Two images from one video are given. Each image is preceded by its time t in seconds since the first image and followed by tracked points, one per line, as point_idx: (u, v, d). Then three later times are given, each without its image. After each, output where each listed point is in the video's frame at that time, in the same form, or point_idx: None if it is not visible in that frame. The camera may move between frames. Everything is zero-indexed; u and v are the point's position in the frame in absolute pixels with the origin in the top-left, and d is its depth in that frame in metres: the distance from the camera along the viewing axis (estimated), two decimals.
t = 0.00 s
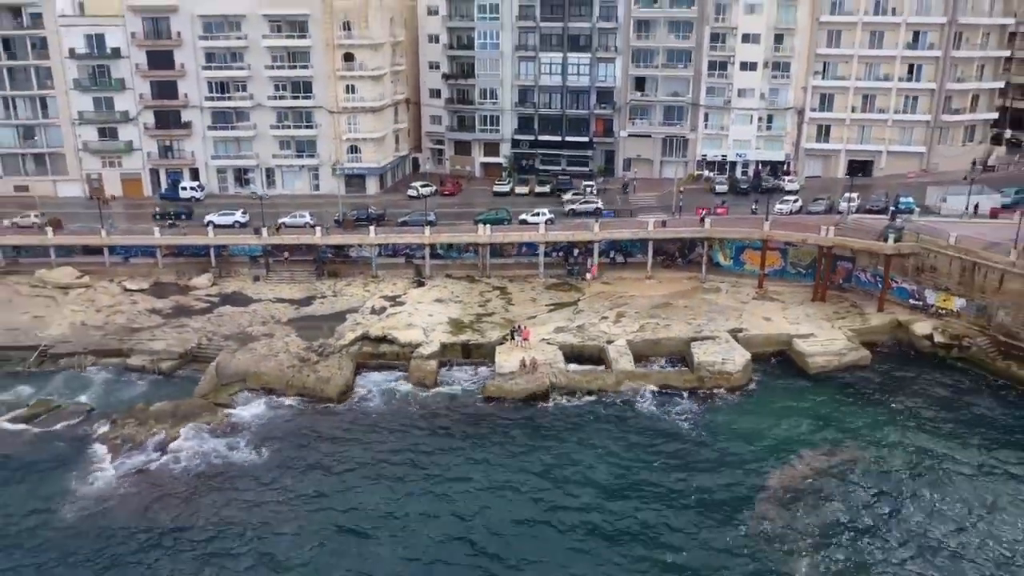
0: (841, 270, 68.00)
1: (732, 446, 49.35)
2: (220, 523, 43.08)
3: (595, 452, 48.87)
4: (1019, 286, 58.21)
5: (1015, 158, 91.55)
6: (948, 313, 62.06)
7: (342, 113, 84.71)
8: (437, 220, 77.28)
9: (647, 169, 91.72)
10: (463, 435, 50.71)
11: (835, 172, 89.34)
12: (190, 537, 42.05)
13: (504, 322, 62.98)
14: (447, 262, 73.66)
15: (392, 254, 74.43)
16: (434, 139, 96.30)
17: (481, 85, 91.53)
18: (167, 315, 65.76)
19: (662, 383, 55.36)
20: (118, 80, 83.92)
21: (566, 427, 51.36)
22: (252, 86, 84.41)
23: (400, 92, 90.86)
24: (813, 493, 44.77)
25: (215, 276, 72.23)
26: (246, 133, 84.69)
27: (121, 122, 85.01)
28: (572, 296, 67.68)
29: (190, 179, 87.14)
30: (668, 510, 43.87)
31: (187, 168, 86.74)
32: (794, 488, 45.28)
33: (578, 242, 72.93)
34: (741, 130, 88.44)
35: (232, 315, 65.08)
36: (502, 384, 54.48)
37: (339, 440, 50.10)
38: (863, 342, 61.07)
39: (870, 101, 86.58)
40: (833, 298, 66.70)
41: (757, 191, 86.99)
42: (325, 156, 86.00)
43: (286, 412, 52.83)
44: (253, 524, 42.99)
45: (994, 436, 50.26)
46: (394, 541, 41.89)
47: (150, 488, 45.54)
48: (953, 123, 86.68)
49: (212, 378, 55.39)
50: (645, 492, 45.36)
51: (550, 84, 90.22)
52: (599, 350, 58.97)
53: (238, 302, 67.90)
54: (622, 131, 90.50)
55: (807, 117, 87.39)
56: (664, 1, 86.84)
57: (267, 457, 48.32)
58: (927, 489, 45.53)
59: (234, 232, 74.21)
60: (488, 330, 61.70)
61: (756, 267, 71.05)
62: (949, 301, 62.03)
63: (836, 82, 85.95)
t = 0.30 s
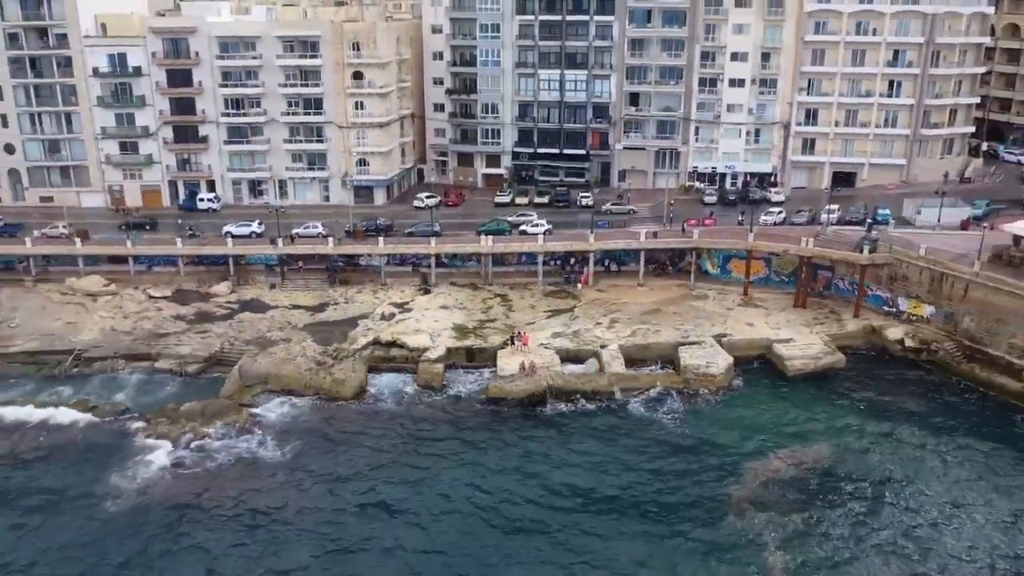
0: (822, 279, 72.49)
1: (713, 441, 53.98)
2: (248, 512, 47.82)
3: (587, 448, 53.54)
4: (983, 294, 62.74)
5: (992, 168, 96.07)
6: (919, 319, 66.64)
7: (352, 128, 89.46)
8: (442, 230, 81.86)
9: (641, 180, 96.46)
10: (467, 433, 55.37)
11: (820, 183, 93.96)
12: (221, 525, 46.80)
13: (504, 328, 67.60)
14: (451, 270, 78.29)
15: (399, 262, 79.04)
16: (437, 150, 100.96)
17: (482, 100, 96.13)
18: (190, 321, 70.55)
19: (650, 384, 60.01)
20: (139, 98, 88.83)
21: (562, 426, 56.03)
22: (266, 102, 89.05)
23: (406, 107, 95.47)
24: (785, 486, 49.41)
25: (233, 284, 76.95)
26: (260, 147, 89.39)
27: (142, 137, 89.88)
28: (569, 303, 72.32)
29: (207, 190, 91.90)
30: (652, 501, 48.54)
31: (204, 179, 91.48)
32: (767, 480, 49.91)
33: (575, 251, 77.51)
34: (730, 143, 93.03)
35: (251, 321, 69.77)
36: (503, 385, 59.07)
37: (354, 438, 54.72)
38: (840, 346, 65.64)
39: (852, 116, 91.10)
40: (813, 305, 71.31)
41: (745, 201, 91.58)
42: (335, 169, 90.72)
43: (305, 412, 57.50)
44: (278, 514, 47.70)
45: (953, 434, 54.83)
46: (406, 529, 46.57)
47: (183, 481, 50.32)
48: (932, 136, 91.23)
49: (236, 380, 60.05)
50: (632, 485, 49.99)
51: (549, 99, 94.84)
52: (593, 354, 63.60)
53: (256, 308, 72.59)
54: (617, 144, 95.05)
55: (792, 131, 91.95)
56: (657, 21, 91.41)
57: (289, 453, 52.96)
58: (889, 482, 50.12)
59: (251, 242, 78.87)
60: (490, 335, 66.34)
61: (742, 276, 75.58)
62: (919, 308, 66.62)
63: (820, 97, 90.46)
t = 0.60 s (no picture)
0: (807, 286, 76.99)
1: (701, 439, 58.59)
2: (274, 502, 52.55)
3: (585, 445, 58.17)
4: (955, 302, 67.28)
5: (975, 180, 100.41)
6: (897, 325, 71.21)
7: (364, 141, 94.23)
8: (450, 239, 86.52)
9: (639, 191, 101.07)
10: (474, 430, 60.03)
11: (810, 193, 98.41)
12: (250, 513, 51.56)
13: (509, 333, 72.28)
14: (459, 277, 82.97)
15: (410, 270, 83.75)
16: (445, 161, 105.68)
17: (487, 114, 100.80)
18: (215, 326, 75.46)
19: (644, 386, 64.67)
20: (162, 113, 93.86)
21: (562, 424, 60.70)
22: (282, 116, 93.83)
23: (415, 120, 100.15)
24: (764, 479, 54.00)
25: (253, 291, 81.79)
26: (277, 159, 94.21)
27: (165, 150, 94.86)
28: (570, 308, 77.00)
29: (226, 200, 96.81)
30: (643, 493, 53.16)
31: (223, 190, 96.39)
32: (749, 474, 54.49)
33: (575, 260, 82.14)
34: (724, 155, 97.52)
35: (271, 326, 74.58)
36: (508, 387, 63.74)
37: (370, 436, 59.40)
38: (822, 350, 70.16)
39: (840, 130, 95.53)
40: (799, 311, 75.89)
41: (738, 211, 96.10)
42: (347, 180, 95.50)
43: (324, 411, 62.23)
44: (302, 503, 52.42)
45: (923, 432, 59.34)
46: (418, 518, 51.26)
47: (215, 474, 55.10)
48: (916, 149, 95.57)
49: (260, 381, 64.78)
50: (626, 478, 54.63)
51: (551, 113, 99.48)
52: (591, 357, 68.23)
53: (276, 314, 77.40)
54: (616, 156, 99.64)
55: (782, 144, 96.43)
56: (654, 40, 95.93)
57: (311, 450, 57.64)
58: (861, 476, 54.68)
59: (269, 251, 83.66)
60: (495, 339, 71.03)
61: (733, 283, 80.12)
62: (897, 314, 71.17)
63: (809, 112, 94.94)
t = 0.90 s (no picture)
0: (816, 295, 80.91)
1: (710, 438, 62.93)
2: (316, 491, 57.63)
3: (602, 443, 62.73)
4: (955, 313, 71.07)
5: (984, 193, 103.77)
6: (900, 333, 75.14)
7: (395, 154, 99.32)
8: (476, 247, 91.30)
9: (657, 201, 105.42)
10: (500, 428, 64.72)
11: (822, 205, 102.20)
12: (294, 500, 56.62)
13: (532, 337, 76.96)
14: (485, 283, 87.71)
15: (438, 277, 88.62)
16: (471, 171, 110.59)
17: (512, 127, 105.53)
18: (257, 328, 80.86)
19: (659, 389, 69.13)
20: (206, 126, 99.51)
21: (581, 423, 65.27)
22: (318, 130, 99.11)
23: (443, 133, 105.06)
24: (767, 476, 58.30)
25: (292, 295, 87.13)
26: (313, 170, 99.57)
27: (208, 161, 100.55)
28: (590, 315, 81.59)
29: (265, 209, 102.34)
30: (655, 487, 57.62)
31: (262, 199, 101.93)
32: (753, 472, 58.77)
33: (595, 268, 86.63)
34: (740, 168, 101.54)
35: (310, 329, 79.81)
36: (531, 388, 68.44)
37: (403, 433, 64.24)
38: (828, 356, 74.21)
39: (852, 144, 99.27)
40: (808, 319, 79.97)
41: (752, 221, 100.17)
42: (379, 190, 100.64)
43: (361, 410, 67.21)
44: (341, 493, 57.35)
45: (920, 435, 63.23)
46: (447, 508, 56.00)
47: (261, 465, 60.29)
48: (926, 163, 99.02)
49: (301, 380, 69.92)
50: (639, 473, 59.14)
51: (573, 127, 104.02)
52: (609, 361, 72.75)
53: (313, 317, 82.64)
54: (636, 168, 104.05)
55: (796, 158, 100.34)
56: (672, 57, 100.18)
57: (349, 445, 62.57)
58: (859, 475, 58.71)
59: (307, 258, 88.91)
60: (519, 343, 75.75)
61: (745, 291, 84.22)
62: (900, 323, 75.13)
63: (821, 127, 98.76)
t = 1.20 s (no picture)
0: (840, 304, 84.50)
1: (733, 439, 67.19)
2: (367, 480, 62.84)
3: (631, 441, 67.30)
4: (972, 325, 74.39)
5: (1010, 206, 106.40)
6: (920, 343, 78.57)
7: (439, 164, 104.62)
8: (515, 255, 96.16)
9: (689, 211, 109.55)
10: (536, 426, 69.57)
11: (850, 217, 105.49)
12: (347, 488, 61.89)
13: (567, 341, 81.67)
14: (523, 289, 92.54)
15: (479, 282, 93.63)
16: (511, 181, 115.53)
17: (551, 139, 110.24)
18: (310, 328, 86.62)
19: (686, 392, 73.48)
20: (261, 137, 105.66)
21: (612, 422, 69.92)
22: (366, 141, 104.70)
23: (485, 144, 110.11)
24: (786, 476, 62.33)
25: (341, 298, 92.77)
26: (361, 179, 105.24)
27: (263, 169, 106.69)
28: (622, 321, 86.10)
29: (315, 215, 108.23)
30: (680, 483, 62.06)
31: (313, 206, 107.83)
32: (773, 471, 62.93)
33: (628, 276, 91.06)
34: (770, 181, 105.12)
35: (359, 330, 85.35)
36: (566, 389, 73.25)
37: (446, 428, 69.34)
38: (850, 364, 77.84)
39: (879, 158, 102.43)
40: (832, 327, 83.63)
41: (782, 232, 103.79)
42: (423, 199, 105.99)
43: (407, 407, 72.47)
44: (391, 482, 62.55)
45: (934, 441, 66.74)
46: (488, 498, 60.92)
47: (316, 455, 65.70)
48: (953, 177, 101.88)
49: (352, 378, 75.35)
50: (665, 469, 63.62)
51: (609, 140, 108.50)
52: (639, 365, 77.20)
53: (362, 319, 88.18)
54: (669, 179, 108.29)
55: (824, 171, 103.75)
56: (705, 73, 104.14)
57: (397, 439, 67.78)
58: (874, 477, 62.45)
59: (356, 262, 94.50)
60: (555, 347, 80.50)
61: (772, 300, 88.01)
62: (920, 334, 78.54)
63: (850, 142, 102.09)
